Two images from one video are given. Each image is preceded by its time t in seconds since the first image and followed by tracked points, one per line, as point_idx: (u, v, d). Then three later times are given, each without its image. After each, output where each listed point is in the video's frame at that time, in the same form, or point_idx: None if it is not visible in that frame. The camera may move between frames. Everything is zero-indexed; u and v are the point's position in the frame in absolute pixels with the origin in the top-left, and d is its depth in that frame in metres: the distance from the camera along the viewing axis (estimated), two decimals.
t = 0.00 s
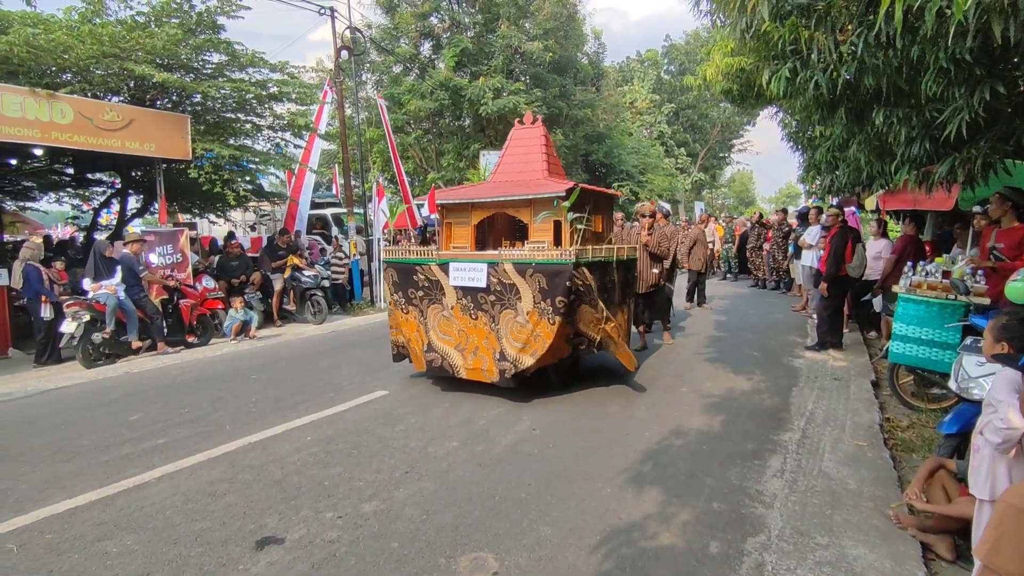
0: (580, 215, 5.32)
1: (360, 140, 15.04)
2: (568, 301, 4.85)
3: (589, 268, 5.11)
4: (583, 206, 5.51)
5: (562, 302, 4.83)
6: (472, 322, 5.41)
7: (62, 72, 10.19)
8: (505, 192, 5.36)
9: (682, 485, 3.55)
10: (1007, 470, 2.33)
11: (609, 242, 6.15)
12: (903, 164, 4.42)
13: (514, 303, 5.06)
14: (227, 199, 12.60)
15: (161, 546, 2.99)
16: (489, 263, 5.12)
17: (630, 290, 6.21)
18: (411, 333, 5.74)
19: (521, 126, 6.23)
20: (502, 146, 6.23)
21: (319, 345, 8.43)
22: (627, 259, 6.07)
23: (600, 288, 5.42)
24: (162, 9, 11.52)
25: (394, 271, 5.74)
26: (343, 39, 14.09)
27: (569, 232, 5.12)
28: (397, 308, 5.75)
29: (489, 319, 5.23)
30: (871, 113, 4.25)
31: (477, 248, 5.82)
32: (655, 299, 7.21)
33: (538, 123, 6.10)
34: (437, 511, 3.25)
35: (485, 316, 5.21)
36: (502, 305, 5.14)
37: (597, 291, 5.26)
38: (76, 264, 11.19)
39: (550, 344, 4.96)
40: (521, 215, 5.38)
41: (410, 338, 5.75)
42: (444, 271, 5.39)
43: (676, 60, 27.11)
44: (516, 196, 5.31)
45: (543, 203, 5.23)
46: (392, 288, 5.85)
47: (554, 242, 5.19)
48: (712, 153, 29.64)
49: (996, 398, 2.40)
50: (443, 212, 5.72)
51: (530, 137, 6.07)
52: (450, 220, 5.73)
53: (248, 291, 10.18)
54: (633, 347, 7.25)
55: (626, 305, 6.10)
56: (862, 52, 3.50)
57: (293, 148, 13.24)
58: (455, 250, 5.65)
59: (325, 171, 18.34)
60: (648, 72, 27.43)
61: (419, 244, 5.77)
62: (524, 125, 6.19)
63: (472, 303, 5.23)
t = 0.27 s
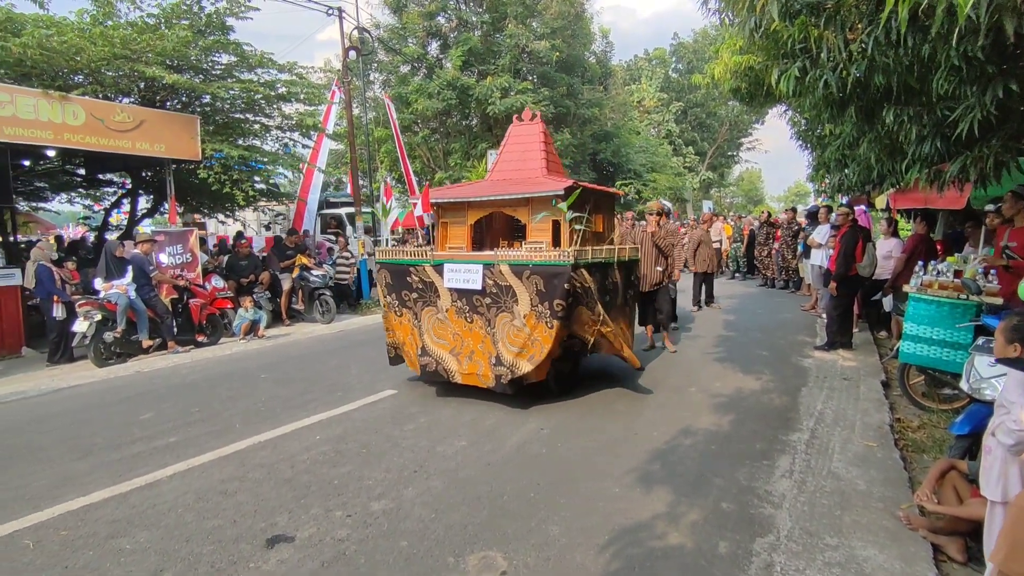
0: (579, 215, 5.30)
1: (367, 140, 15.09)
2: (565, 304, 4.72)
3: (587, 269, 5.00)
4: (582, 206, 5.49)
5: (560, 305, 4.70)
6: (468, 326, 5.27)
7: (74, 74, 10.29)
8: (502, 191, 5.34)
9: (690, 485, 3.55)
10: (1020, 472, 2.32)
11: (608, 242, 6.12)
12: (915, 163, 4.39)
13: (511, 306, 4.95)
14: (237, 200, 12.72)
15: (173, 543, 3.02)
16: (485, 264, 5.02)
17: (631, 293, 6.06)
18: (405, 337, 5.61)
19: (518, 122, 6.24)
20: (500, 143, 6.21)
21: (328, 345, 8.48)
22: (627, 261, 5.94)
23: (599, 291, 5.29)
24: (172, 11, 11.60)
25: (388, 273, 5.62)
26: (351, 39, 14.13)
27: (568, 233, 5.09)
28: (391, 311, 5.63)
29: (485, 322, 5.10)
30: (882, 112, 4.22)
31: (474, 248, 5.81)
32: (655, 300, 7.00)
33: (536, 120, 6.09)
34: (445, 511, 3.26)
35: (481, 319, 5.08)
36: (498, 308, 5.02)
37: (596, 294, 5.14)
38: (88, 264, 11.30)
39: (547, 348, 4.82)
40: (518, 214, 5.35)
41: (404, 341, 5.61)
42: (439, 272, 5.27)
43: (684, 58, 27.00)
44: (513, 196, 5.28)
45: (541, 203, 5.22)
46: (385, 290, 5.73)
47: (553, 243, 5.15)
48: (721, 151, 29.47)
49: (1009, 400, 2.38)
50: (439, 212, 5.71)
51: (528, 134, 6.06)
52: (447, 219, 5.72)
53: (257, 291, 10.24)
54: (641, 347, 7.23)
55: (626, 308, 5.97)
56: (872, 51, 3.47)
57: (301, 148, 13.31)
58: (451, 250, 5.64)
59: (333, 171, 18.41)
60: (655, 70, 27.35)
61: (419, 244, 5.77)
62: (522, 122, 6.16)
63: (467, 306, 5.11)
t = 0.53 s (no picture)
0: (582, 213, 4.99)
1: (378, 139, 15.15)
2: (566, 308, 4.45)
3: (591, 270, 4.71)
4: (585, 203, 5.19)
5: (563, 309, 4.43)
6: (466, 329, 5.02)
7: (89, 75, 10.41)
8: (501, 189, 4.98)
9: (702, 485, 3.54)
10: None
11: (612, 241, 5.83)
12: (931, 160, 4.36)
13: (511, 308, 4.68)
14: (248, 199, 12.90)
15: (189, 539, 3.06)
16: (484, 264, 4.73)
17: (636, 295, 5.75)
18: (401, 340, 5.36)
19: (518, 118, 5.88)
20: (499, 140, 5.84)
21: (339, 343, 8.53)
22: (634, 260, 5.61)
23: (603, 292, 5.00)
24: (185, 12, 11.70)
25: (383, 273, 5.34)
26: (361, 39, 14.19)
27: (569, 232, 4.78)
28: (386, 313, 5.36)
29: (483, 325, 4.84)
30: (897, 109, 4.18)
31: (473, 247, 5.47)
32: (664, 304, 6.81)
33: (537, 116, 5.71)
34: (457, 509, 3.28)
35: (479, 322, 4.83)
36: (497, 311, 4.75)
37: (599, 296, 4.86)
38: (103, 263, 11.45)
39: (549, 353, 4.57)
40: (518, 213, 5.00)
41: (400, 344, 5.37)
42: (435, 273, 4.98)
43: (695, 55, 26.85)
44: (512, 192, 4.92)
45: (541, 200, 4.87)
46: (380, 291, 5.45)
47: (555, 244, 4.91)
48: (732, 149, 29.26)
49: None
50: (437, 210, 5.37)
51: (529, 131, 5.69)
52: (445, 218, 5.39)
53: (269, 289, 10.32)
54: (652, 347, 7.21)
55: (633, 312, 5.68)
56: (887, 48, 3.44)
57: (312, 148, 13.38)
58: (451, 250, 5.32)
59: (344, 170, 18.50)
60: (666, 68, 27.22)
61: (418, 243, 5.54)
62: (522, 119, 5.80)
63: (465, 308, 4.85)
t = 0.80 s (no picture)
0: (586, 212, 4.76)
1: (389, 138, 15.21)
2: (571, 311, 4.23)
3: (596, 271, 4.49)
4: (590, 200, 4.98)
5: (568, 312, 4.23)
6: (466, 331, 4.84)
7: (106, 76, 10.54)
8: (503, 186, 4.84)
9: (715, 484, 3.52)
10: None
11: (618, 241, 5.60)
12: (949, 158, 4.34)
13: (511, 310, 4.49)
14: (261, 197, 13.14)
15: (206, 534, 3.10)
16: (483, 265, 4.53)
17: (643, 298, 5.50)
18: (399, 342, 5.19)
19: (521, 115, 5.78)
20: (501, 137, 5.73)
21: (351, 341, 8.58)
22: (642, 261, 5.36)
23: (608, 294, 4.77)
24: (200, 13, 11.81)
25: (381, 273, 5.14)
26: (374, 38, 14.25)
27: (573, 232, 4.63)
28: (384, 315, 5.18)
29: (483, 328, 4.65)
30: (914, 106, 4.14)
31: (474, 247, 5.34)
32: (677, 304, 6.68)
33: (541, 112, 5.62)
34: (470, 507, 3.29)
35: (479, 325, 4.64)
36: (497, 313, 4.56)
37: (604, 298, 4.63)
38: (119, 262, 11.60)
39: (551, 358, 4.39)
40: (520, 211, 4.85)
41: (398, 347, 5.19)
42: (434, 273, 4.78)
43: (708, 53, 26.66)
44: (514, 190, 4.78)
45: (545, 198, 4.70)
46: (378, 292, 5.26)
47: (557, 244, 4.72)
48: (745, 147, 29.01)
49: None
50: (437, 209, 5.24)
51: (532, 127, 5.59)
52: (445, 217, 5.26)
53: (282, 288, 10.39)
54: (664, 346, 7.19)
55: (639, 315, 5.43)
56: (906, 45, 3.41)
57: (324, 147, 13.46)
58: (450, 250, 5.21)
59: (356, 169, 18.59)
60: (678, 66, 27.06)
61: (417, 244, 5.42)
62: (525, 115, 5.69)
63: (464, 310, 4.66)
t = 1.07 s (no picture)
0: (590, 212, 4.68)
1: (402, 138, 15.30)
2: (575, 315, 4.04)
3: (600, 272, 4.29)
4: (594, 199, 4.90)
5: (571, 315, 4.06)
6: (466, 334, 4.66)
7: (124, 78, 10.69)
8: (505, 185, 4.80)
9: (730, 485, 3.51)
10: None
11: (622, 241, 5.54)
12: (967, 156, 4.30)
13: (513, 314, 4.30)
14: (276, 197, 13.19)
15: (224, 530, 3.15)
16: (484, 266, 4.34)
17: (647, 299, 5.34)
18: (398, 346, 5.00)
19: (525, 111, 5.77)
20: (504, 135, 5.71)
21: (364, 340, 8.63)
22: (645, 261, 5.23)
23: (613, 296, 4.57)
24: (216, 15, 11.93)
25: (378, 274, 4.96)
26: (387, 39, 14.33)
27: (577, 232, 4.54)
28: (382, 317, 5.00)
29: (483, 331, 4.46)
30: (932, 105, 4.09)
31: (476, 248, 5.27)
32: (691, 306, 6.53)
33: (544, 108, 5.60)
34: (483, 506, 3.31)
35: (479, 328, 4.45)
36: (498, 316, 4.37)
37: (608, 301, 4.43)
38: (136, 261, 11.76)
39: (554, 363, 4.21)
40: (523, 210, 4.79)
41: (396, 350, 5.01)
42: (434, 275, 4.59)
43: (721, 51, 26.49)
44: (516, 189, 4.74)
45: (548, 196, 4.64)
46: (375, 293, 5.08)
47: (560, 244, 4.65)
48: (759, 146, 28.81)
49: None
50: (438, 208, 5.21)
51: (535, 124, 5.57)
52: (445, 217, 5.22)
53: (296, 288, 10.43)
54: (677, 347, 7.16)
55: (642, 318, 5.27)
56: (923, 44, 3.37)
57: (337, 147, 13.55)
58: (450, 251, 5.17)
59: (368, 169, 18.69)
60: (691, 64, 26.91)
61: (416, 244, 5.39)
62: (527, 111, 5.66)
63: (464, 313, 4.47)
